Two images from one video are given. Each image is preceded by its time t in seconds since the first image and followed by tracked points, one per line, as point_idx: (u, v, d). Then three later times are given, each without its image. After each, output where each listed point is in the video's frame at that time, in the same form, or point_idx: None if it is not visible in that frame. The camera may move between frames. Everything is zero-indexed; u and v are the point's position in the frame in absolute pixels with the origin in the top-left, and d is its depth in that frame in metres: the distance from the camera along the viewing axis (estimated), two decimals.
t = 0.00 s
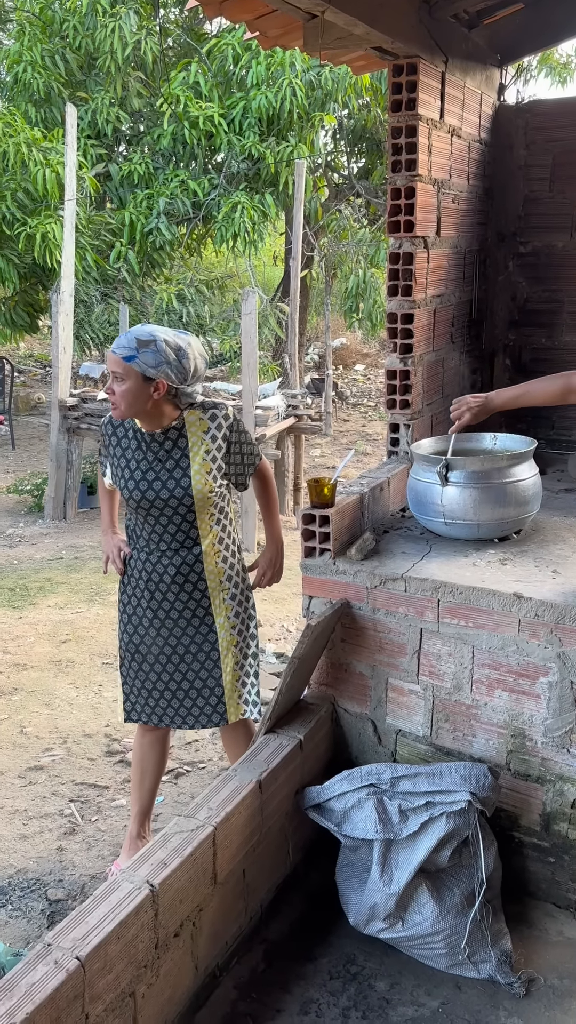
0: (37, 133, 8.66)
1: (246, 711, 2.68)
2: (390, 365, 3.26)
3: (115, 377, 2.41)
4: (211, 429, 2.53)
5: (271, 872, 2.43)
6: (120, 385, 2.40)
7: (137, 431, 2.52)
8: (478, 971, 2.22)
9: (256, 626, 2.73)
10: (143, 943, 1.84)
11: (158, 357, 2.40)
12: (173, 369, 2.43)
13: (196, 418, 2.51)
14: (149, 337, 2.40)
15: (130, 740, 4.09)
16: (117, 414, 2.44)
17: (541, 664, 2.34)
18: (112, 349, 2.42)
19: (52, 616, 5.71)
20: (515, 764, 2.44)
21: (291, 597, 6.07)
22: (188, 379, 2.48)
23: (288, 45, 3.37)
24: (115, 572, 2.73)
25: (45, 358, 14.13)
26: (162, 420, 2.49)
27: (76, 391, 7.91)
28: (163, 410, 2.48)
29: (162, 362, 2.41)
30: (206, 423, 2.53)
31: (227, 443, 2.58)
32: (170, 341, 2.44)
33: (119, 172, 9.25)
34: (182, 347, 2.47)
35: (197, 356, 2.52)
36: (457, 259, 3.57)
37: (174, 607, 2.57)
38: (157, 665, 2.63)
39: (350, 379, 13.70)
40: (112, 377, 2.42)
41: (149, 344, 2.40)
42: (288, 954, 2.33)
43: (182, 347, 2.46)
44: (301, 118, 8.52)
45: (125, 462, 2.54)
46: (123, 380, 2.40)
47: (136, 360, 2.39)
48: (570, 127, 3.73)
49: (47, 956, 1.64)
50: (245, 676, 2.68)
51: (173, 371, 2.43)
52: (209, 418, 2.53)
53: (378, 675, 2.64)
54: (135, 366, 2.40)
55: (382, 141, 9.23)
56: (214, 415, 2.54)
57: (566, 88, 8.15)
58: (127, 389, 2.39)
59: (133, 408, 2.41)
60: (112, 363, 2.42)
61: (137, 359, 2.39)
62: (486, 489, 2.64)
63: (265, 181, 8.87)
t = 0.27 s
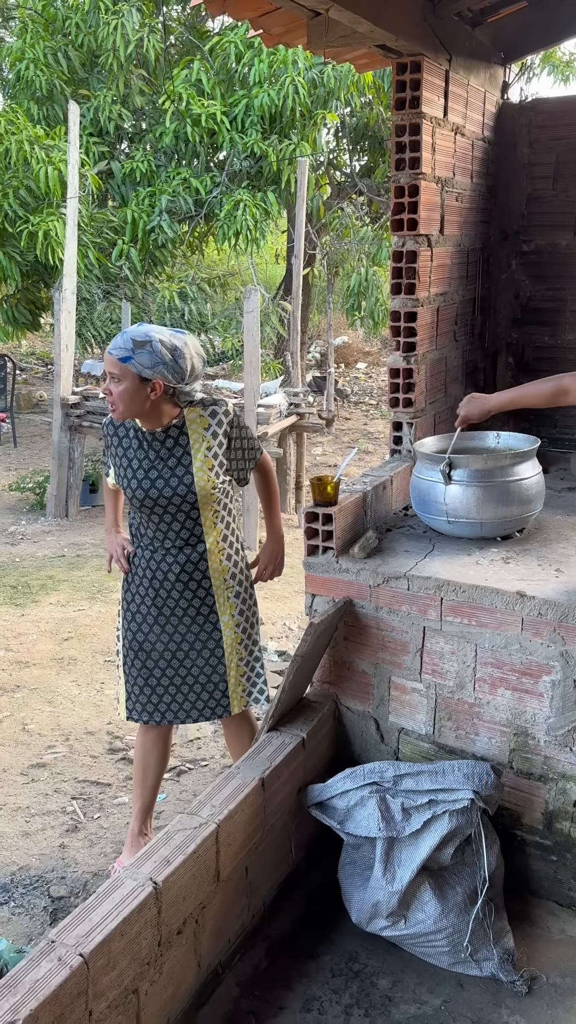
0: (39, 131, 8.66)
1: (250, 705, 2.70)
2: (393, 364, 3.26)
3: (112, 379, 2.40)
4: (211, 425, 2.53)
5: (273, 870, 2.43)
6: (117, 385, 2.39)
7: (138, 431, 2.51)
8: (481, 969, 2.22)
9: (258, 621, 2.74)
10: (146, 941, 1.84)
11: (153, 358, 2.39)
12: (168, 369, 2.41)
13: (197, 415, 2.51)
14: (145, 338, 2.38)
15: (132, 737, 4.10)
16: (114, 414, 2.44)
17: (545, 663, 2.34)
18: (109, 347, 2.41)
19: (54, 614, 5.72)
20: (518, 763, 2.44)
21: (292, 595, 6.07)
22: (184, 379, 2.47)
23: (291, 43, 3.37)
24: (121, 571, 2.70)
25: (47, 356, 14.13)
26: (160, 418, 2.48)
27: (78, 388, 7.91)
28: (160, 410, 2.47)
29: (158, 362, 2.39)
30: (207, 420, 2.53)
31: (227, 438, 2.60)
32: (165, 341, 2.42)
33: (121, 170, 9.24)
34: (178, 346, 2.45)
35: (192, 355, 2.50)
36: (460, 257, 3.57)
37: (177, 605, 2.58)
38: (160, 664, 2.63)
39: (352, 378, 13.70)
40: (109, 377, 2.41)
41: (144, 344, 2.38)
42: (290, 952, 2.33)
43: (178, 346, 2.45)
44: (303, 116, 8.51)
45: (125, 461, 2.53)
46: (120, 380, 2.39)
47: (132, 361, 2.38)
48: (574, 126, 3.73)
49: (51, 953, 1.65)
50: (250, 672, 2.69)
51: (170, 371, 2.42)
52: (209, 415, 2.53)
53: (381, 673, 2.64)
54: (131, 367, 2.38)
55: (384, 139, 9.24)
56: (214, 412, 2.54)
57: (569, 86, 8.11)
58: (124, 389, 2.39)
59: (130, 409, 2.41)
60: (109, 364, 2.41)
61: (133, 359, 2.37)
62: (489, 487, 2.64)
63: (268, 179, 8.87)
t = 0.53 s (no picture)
0: (42, 128, 8.65)
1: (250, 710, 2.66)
2: (396, 362, 3.26)
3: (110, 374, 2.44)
4: (211, 424, 2.51)
5: (275, 868, 2.44)
6: (114, 380, 2.44)
7: (141, 425, 2.53)
8: (482, 967, 2.22)
9: (262, 626, 2.70)
10: (149, 938, 1.84)
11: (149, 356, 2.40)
12: (164, 368, 2.41)
13: (197, 413, 2.51)
14: (142, 336, 2.39)
15: (135, 735, 4.10)
16: (113, 408, 2.48)
17: (547, 662, 2.34)
18: (111, 341, 2.45)
19: (56, 611, 5.72)
20: (520, 761, 2.44)
21: (294, 593, 6.07)
22: (182, 377, 2.46)
23: (294, 40, 3.36)
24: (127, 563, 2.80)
25: (48, 354, 14.13)
26: (159, 415, 2.49)
27: (80, 386, 7.91)
28: (158, 407, 2.48)
29: (154, 360, 2.40)
30: (207, 419, 2.51)
31: (228, 440, 2.54)
32: (163, 339, 2.42)
33: (124, 167, 9.24)
34: (176, 345, 2.44)
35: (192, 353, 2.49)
36: (463, 255, 3.57)
37: (177, 601, 2.59)
38: (160, 658, 2.65)
39: (354, 376, 13.70)
40: (109, 370, 2.46)
41: (141, 342, 2.40)
42: (292, 950, 2.33)
43: (176, 345, 2.44)
44: (306, 115, 8.50)
45: (129, 456, 2.56)
46: (117, 375, 2.43)
47: (128, 358, 2.40)
48: None
49: (54, 950, 1.65)
50: (250, 676, 2.65)
51: (165, 370, 2.42)
52: (210, 414, 2.52)
53: (383, 671, 2.64)
54: (128, 364, 2.41)
55: (387, 137, 9.28)
56: (216, 411, 2.52)
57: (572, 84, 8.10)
58: (119, 385, 2.43)
59: (125, 405, 2.45)
60: (109, 359, 2.46)
61: (128, 357, 2.40)
62: (492, 486, 2.64)
63: (270, 177, 8.86)
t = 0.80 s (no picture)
0: (44, 126, 8.65)
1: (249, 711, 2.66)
2: (398, 360, 3.25)
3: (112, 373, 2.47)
4: (212, 424, 2.50)
5: (278, 866, 2.44)
6: (115, 378, 2.46)
7: (144, 423, 2.54)
8: (484, 965, 2.22)
9: (263, 625, 2.69)
10: (151, 935, 1.85)
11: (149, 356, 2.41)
12: (163, 369, 2.41)
13: (198, 412, 2.50)
14: (143, 336, 2.40)
15: (137, 733, 4.10)
16: (115, 407, 2.50)
17: (550, 660, 2.34)
18: (117, 339, 2.47)
19: (58, 609, 5.72)
20: (522, 759, 2.44)
21: (296, 592, 6.07)
22: (183, 379, 2.45)
23: (297, 38, 3.36)
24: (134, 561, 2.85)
25: (50, 352, 14.13)
26: (160, 415, 2.49)
27: (82, 384, 7.91)
28: (159, 407, 2.47)
29: (153, 361, 2.40)
30: (208, 418, 2.51)
31: (228, 439, 2.51)
32: (164, 340, 2.42)
33: (126, 165, 9.24)
34: (177, 346, 2.43)
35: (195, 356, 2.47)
36: (466, 253, 3.56)
37: (177, 600, 2.59)
38: (161, 656, 2.66)
39: (356, 375, 13.69)
40: (112, 367, 2.48)
41: (142, 341, 2.40)
42: (295, 948, 2.34)
43: (177, 346, 2.43)
44: (308, 112, 8.50)
45: (133, 454, 2.58)
46: (119, 373, 2.45)
47: (128, 358, 2.42)
48: None
49: (56, 946, 1.65)
50: (249, 677, 2.64)
51: (164, 371, 2.41)
52: (211, 414, 2.51)
53: (385, 669, 2.64)
54: (129, 363, 2.42)
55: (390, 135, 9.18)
56: (216, 411, 2.51)
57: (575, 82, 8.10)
58: (120, 384, 2.45)
59: (125, 404, 2.47)
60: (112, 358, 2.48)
61: (129, 356, 2.42)
62: (494, 484, 2.64)
63: (272, 175, 8.85)
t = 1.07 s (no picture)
0: (46, 123, 8.65)
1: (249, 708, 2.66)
2: (401, 358, 3.25)
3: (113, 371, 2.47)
4: (212, 423, 2.50)
5: (280, 864, 2.44)
6: (116, 376, 2.46)
7: (143, 422, 2.53)
8: (487, 963, 2.22)
9: (263, 621, 2.71)
10: (153, 932, 1.85)
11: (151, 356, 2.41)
12: (164, 370, 2.40)
13: (198, 412, 2.49)
14: (146, 335, 2.40)
15: (139, 731, 4.10)
16: (115, 405, 2.50)
17: (552, 659, 2.33)
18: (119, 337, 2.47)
19: (60, 607, 5.73)
20: (524, 758, 2.44)
21: (298, 590, 6.07)
22: (184, 380, 2.44)
23: (300, 35, 3.36)
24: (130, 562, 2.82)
25: (52, 350, 14.14)
26: (159, 415, 2.49)
27: (84, 382, 7.91)
28: (159, 407, 2.47)
29: (155, 360, 2.40)
30: (208, 418, 2.50)
31: (228, 439, 2.51)
32: (166, 341, 2.42)
33: (129, 163, 9.24)
34: (180, 347, 2.43)
35: (196, 358, 2.47)
36: (469, 252, 3.56)
37: (177, 599, 2.59)
38: (160, 656, 2.65)
39: (358, 373, 13.69)
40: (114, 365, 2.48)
41: (144, 340, 2.40)
42: (297, 946, 2.34)
43: (179, 348, 2.43)
44: (311, 110, 8.49)
45: (132, 453, 2.56)
46: (120, 371, 2.45)
47: (129, 358, 2.42)
48: None
49: (59, 944, 1.65)
50: (250, 674, 2.65)
51: (164, 372, 2.41)
52: (211, 412, 2.50)
53: (388, 668, 2.64)
54: (130, 362, 2.43)
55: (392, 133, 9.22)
56: (217, 410, 2.50)
57: None
58: (120, 381, 2.45)
59: (125, 402, 2.46)
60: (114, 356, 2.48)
61: (131, 354, 2.41)
62: (497, 482, 2.63)
63: (275, 173, 8.85)
